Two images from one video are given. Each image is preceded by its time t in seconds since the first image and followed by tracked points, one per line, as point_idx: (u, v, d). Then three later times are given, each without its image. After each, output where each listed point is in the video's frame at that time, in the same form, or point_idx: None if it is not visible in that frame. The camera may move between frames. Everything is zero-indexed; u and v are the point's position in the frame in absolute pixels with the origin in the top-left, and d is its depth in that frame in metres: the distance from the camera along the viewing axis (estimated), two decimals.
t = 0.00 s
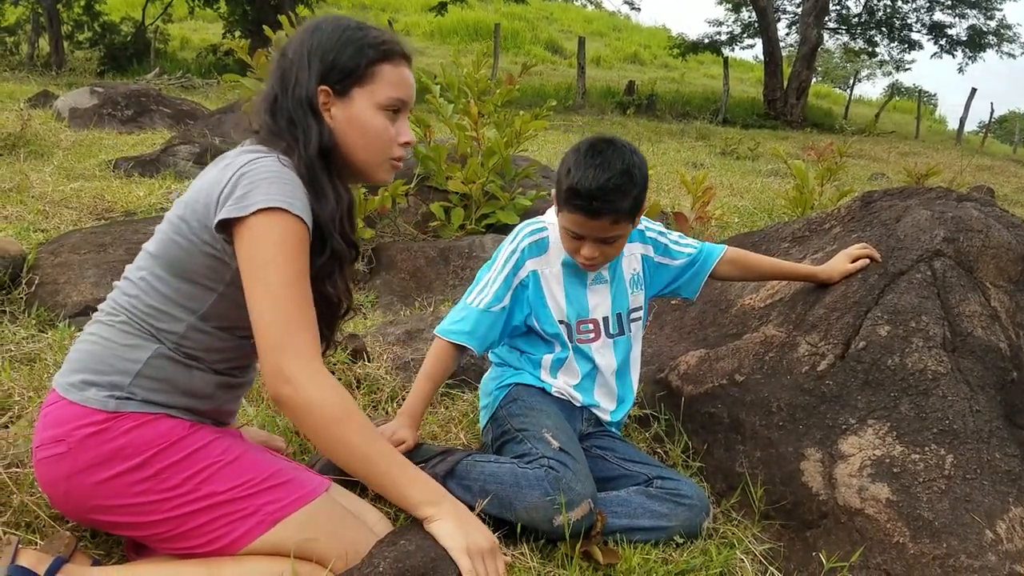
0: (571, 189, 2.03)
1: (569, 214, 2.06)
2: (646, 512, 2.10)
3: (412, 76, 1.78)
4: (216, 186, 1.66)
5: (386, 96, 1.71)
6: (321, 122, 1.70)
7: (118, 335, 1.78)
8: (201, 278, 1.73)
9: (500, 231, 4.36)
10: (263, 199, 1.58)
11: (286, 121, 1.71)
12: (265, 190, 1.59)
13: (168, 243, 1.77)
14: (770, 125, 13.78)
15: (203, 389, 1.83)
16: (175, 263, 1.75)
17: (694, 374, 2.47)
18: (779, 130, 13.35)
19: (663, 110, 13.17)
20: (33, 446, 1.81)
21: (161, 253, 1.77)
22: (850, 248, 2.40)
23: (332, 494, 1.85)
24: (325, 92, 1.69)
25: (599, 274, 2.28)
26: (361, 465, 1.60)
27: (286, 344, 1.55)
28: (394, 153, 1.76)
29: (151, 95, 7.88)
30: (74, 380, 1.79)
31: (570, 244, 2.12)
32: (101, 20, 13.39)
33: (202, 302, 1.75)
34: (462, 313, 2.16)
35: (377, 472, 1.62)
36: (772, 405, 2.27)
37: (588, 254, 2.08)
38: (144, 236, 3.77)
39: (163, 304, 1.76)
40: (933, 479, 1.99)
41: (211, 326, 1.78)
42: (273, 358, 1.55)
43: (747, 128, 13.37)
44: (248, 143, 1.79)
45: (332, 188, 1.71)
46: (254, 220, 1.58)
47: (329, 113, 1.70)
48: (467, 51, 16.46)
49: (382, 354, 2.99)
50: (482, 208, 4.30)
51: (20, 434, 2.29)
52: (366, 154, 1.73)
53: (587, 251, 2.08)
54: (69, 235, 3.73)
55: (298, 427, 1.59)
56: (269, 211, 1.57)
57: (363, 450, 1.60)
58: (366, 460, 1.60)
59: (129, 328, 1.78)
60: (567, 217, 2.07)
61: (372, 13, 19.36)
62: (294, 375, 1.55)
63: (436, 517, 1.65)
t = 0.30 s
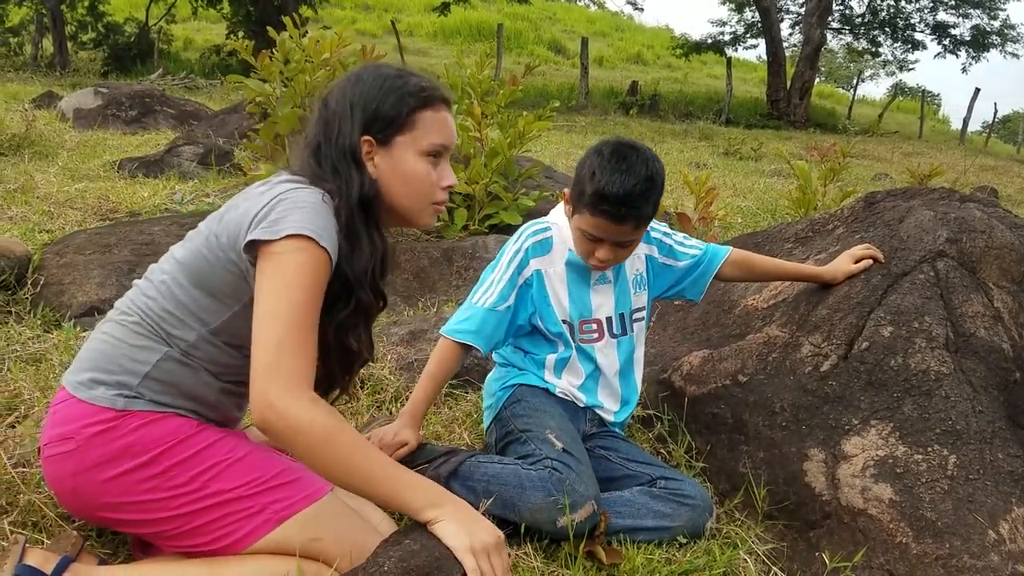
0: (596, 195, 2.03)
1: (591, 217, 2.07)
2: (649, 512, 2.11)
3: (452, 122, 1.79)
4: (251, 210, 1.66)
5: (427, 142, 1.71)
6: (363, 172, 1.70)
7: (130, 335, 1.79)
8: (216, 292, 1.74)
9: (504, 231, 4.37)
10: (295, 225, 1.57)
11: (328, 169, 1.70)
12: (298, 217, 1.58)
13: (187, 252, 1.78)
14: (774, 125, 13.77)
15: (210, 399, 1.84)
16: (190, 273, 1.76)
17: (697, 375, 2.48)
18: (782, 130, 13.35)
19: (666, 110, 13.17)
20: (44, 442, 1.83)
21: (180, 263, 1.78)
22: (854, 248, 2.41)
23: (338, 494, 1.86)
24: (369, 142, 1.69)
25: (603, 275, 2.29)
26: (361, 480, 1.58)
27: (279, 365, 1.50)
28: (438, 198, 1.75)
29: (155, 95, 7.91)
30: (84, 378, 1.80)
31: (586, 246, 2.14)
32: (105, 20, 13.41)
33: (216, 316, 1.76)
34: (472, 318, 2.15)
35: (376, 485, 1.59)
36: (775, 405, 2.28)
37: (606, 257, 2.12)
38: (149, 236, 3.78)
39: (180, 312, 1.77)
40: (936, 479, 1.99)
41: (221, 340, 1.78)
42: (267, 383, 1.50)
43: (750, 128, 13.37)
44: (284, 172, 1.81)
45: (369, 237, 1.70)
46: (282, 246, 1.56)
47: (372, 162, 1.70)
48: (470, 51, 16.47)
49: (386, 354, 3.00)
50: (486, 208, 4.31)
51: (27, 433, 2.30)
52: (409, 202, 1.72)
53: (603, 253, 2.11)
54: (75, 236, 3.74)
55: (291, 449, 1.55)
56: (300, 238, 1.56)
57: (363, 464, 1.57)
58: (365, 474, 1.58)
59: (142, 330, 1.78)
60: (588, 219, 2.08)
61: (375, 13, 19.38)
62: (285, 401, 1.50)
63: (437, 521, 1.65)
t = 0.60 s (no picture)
0: (606, 178, 2.05)
1: (608, 198, 2.06)
2: (654, 513, 2.11)
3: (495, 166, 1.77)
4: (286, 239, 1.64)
5: (470, 186, 1.69)
6: (405, 214, 1.68)
7: (155, 335, 1.79)
8: (237, 307, 1.73)
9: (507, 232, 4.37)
10: (327, 257, 1.54)
11: (372, 209, 1.68)
12: (331, 250, 1.55)
13: (217, 261, 1.78)
14: (777, 126, 13.76)
15: (226, 406, 1.85)
16: (216, 282, 1.75)
17: (702, 376, 2.48)
18: (785, 131, 13.35)
19: (669, 111, 13.17)
20: (55, 430, 1.83)
21: (208, 271, 1.78)
22: (858, 248, 2.40)
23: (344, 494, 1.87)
24: (411, 183, 1.68)
25: (609, 276, 2.28)
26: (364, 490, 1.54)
27: (289, 375, 1.44)
28: (474, 241, 1.73)
29: (159, 97, 7.93)
30: (107, 368, 1.81)
31: (599, 236, 2.13)
32: (109, 22, 13.44)
33: (237, 333, 1.75)
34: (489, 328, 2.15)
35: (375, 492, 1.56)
36: (780, 406, 2.28)
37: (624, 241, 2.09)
38: (154, 237, 3.79)
39: (205, 321, 1.76)
40: (942, 480, 2.00)
41: (242, 356, 1.78)
42: (271, 395, 1.43)
43: (753, 129, 13.36)
44: (329, 199, 1.80)
45: (409, 279, 1.69)
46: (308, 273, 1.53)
47: (413, 204, 1.69)
48: (473, 53, 16.49)
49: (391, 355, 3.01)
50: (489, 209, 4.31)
51: (33, 433, 2.31)
52: (446, 245, 1.71)
53: (620, 237, 2.09)
54: (79, 237, 3.75)
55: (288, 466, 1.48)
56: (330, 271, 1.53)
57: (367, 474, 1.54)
58: (367, 482, 1.54)
59: (168, 332, 1.78)
60: (605, 201, 2.06)
61: (379, 15, 19.40)
62: (289, 415, 1.44)
63: (441, 519, 1.64)
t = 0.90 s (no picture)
0: (603, 171, 2.06)
1: (607, 189, 2.06)
2: (658, 514, 2.10)
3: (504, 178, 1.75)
4: (297, 241, 1.65)
5: (475, 204, 1.68)
6: (410, 230, 1.68)
7: (166, 334, 1.79)
8: (247, 309, 1.75)
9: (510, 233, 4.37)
10: (338, 261, 1.55)
11: (378, 223, 1.67)
12: (342, 257, 1.56)
13: (227, 261, 1.79)
14: (780, 128, 13.75)
15: (234, 405, 1.86)
16: (227, 283, 1.76)
17: (705, 377, 2.47)
18: (789, 132, 13.34)
19: (672, 112, 13.16)
20: (62, 427, 1.83)
21: (218, 272, 1.79)
22: (862, 249, 2.40)
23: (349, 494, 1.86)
24: (415, 200, 1.67)
25: (615, 278, 2.28)
26: (378, 484, 1.57)
27: (317, 363, 1.45)
28: (478, 255, 1.73)
29: (162, 99, 7.96)
30: (115, 365, 1.81)
31: (602, 232, 2.12)
32: (112, 24, 13.46)
33: (248, 334, 1.77)
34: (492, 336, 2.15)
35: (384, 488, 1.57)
36: (783, 407, 2.27)
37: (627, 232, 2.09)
38: (157, 238, 3.79)
39: (216, 322, 1.77)
40: (946, 481, 1.99)
41: (252, 356, 1.79)
42: (302, 381, 1.43)
43: (756, 130, 13.34)
44: (336, 204, 1.80)
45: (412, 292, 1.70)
46: (322, 278, 1.53)
47: (417, 219, 1.69)
48: (476, 54, 16.49)
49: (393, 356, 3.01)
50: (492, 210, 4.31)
51: (38, 433, 2.31)
52: (449, 255, 1.71)
53: (624, 228, 2.08)
54: (83, 238, 3.76)
55: (309, 453, 1.48)
56: (338, 273, 1.53)
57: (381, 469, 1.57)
58: (381, 478, 1.56)
59: (179, 332, 1.79)
60: (604, 193, 2.07)
61: (381, 16, 19.41)
62: (319, 401, 1.44)
63: (446, 514, 1.69)
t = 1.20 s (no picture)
0: (611, 159, 2.08)
1: (616, 175, 2.08)
2: (664, 514, 2.11)
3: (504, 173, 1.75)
4: (298, 239, 1.66)
5: (472, 197, 1.67)
6: (408, 222, 1.68)
7: (169, 333, 1.80)
8: (249, 309, 1.75)
9: (514, 233, 4.37)
10: (338, 258, 1.55)
11: (376, 216, 1.67)
12: (341, 254, 1.56)
13: (229, 261, 1.79)
14: (784, 128, 13.73)
15: (238, 404, 1.86)
16: (229, 282, 1.76)
17: (711, 377, 2.47)
18: (793, 133, 13.34)
19: (676, 112, 13.16)
20: (68, 428, 1.84)
21: (220, 271, 1.80)
22: (868, 249, 2.39)
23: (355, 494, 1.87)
24: (414, 192, 1.67)
25: (620, 277, 2.28)
26: (382, 485, 1.56)
27: (315, 365, 1.45)
28: (478, 250, 1.72)
29: (167, 100, 7.97)
30: (119, 367, 1.82)
31: (611, 224, 2.12)
32: (116, 25, 13.48)
33: (250, 332, 1.77)
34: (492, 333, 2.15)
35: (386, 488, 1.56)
36: (789, 407, 2.27)
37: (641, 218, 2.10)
38: (162, 239, 3.80)
39: (218, 321, 1.78)
40: (953, 482, 1.99)
41: (255, 354, 1.79)
42: (299, 383, 1.43)
43: (760, 130, 13.33)
44: (336, 201, 1.80)
45: (409, 286, 1.70)
46: (323, 278, 1.53)
47: (416, 212, 1.69)
48: (479, 55, 16.49)
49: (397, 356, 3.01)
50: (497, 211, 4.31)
51: (44, 433, 2.31)
52: (448, 249, 1.70)
53: (636, 215, 2.10)
54: (88, 239, 3.77)
55: (309, 456, 1.48)
56: (338, 271, 1.53)
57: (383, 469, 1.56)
58: (384, 478, 1.56)
59: (182, 331, 1.79)
60: (614, 180, 2.08)
61: (385, 17, 19.43)
62: (314, 402, 1.44)
63: (451, 512, 1.68)
